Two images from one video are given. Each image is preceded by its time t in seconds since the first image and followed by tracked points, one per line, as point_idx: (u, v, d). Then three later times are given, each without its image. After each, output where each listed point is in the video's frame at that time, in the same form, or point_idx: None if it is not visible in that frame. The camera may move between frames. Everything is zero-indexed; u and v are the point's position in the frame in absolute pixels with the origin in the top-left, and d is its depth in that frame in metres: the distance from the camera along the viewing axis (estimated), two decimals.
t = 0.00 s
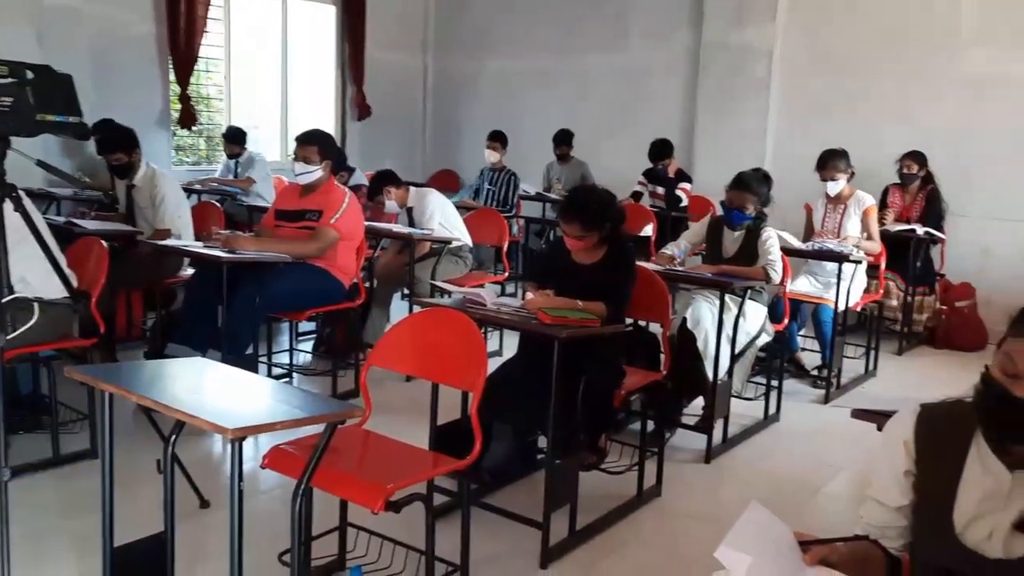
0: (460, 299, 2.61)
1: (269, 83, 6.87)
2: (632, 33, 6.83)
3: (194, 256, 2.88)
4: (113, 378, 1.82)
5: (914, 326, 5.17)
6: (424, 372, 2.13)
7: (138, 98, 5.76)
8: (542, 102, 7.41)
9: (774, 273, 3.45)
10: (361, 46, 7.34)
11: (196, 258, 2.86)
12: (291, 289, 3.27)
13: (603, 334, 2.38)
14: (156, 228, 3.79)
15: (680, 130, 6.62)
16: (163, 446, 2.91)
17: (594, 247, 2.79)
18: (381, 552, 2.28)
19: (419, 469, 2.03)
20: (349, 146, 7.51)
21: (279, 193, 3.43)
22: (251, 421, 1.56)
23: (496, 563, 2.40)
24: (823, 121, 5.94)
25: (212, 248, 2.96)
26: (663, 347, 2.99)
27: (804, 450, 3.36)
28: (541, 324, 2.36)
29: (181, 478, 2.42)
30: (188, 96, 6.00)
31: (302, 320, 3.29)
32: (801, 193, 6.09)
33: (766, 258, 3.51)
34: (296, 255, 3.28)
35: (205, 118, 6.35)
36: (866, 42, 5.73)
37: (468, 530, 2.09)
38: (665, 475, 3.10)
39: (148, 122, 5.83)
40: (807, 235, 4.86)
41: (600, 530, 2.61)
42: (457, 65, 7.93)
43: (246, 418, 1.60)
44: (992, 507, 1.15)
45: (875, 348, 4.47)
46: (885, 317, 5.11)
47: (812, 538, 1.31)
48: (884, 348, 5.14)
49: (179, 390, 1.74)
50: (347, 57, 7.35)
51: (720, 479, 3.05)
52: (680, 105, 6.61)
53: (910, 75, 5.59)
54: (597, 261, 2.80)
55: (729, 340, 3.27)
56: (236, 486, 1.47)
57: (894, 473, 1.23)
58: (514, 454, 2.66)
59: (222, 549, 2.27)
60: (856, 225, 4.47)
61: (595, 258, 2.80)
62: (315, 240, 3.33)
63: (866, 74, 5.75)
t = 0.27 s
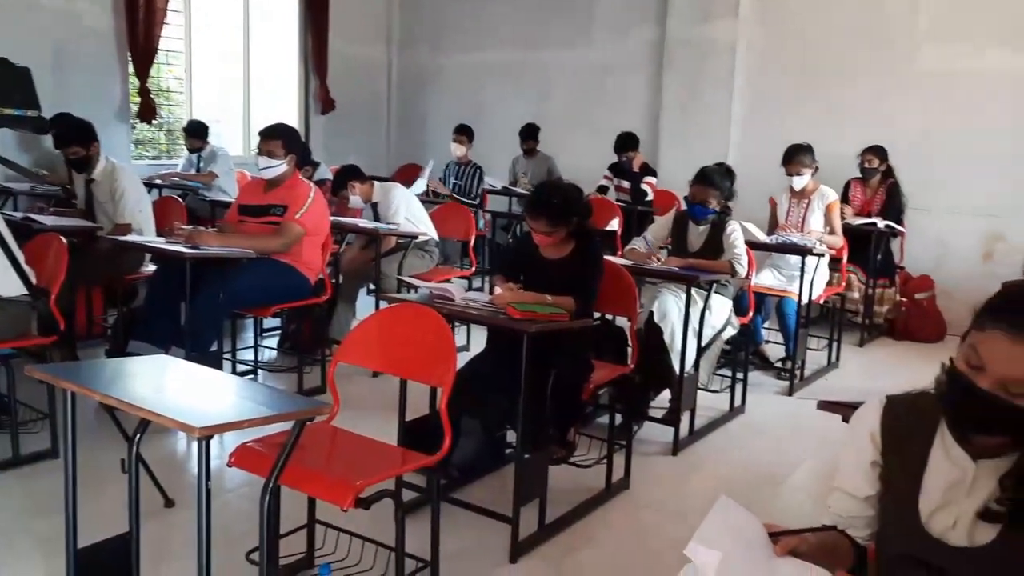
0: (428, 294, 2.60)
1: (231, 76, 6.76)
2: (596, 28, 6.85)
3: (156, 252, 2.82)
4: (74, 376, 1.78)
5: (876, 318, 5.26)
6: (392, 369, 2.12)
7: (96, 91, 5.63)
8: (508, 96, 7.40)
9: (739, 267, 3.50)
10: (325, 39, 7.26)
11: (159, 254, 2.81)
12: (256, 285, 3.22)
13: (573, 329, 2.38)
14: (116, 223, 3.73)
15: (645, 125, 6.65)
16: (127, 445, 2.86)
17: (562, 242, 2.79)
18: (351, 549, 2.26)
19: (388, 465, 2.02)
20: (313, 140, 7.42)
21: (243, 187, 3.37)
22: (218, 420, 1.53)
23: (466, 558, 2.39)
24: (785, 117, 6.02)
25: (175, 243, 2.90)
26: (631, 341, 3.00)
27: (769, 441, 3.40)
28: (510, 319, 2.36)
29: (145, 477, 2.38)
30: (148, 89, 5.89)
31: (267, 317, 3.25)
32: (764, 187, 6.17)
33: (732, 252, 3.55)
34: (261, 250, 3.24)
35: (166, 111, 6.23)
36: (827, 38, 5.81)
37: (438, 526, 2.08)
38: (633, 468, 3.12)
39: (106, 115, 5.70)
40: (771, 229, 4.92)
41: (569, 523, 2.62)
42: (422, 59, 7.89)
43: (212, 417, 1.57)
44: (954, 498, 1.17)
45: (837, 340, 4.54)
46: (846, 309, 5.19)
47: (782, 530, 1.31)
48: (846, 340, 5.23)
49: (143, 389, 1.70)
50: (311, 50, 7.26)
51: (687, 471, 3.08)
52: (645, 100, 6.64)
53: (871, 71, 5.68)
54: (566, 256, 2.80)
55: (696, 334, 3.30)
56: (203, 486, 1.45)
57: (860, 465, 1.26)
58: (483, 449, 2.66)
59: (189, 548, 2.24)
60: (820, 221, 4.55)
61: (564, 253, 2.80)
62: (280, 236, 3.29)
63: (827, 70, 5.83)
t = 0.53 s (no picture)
0: (399, 287, 2.59)
1: (196, 69, 6.66)
2: (565, 21, 6.85)
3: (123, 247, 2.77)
4: (40, 373, 1.75)
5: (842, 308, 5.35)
6: (364, 363, 2.11)
7: (57, 84, 5.51)
8: (477, 89, 7.38)
9: (709, 257, 3.54)
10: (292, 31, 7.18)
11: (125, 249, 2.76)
12: (225, 280, 3.19)
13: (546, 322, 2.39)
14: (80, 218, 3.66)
15: (614, 118, 6.68)
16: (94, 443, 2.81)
17: (532, 235, 2.80)
18: (324, 544, 2.25)
19: (360, 460, 2.01)
20: (281, 133, 7.34)
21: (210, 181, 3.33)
22: (190, 416, 1.51)
23: (440, 551, 2.40)
24: (752, 110, 6.08)
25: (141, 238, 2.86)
26: (602, 333, 3.02)
27: (739, 431, 3.45)
28: (483, 312, 2.36)
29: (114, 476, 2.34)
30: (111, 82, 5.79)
31: (237, 312, 3.21)
32: (731, 180, 6.23)
33: (701, 244, 3.60)
34: (229, 245, 3.20)
35: (129, 104, 6.12)
36: (792, 31, 5.88)
37: (412, 519, 2.08)
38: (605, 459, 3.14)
39: (68, 108, 5.58)
40: (739, 221, 4.97)
41: (542, 515, 2.63)
42: (390, 51, 7.83)
43: (183, 413, 1.55)
44: (923, 484, 1.20)
45: (805, 330, 4.61)
46: (813, 300, 5.27)
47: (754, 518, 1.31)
48: (813, 330, 5.31)
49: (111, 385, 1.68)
50: (278, 42, 7.17)
51: (658, 462, 3.11)
52: (614, 93, 6.66)
53: (835, 65, 5.76)
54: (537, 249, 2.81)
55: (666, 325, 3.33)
56: (176, 483, 1.43)
57: (832, 452, 1.28)
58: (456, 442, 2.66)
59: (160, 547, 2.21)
60: (788, 213, 4.61)
61: (536, 245, 2.81)
62: (249, 230, 3.25)
63: (793, 64, 5.90)
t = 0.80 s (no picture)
0: (368, 279, 2.58)
1: (159, 58, 6.54)
2: (534, 11, 6.84)
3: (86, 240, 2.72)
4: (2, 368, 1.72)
5: (808, 297, 5.43)
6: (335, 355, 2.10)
7: (16, 74, 5.38)
8: (445, 80, 7.35)
9: (680, 246, 3.53)
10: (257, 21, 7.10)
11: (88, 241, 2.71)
12: (191, 273, 3.14)
13: (517, 312, 2.40)
14: (41, 211, 3.57)
15: (583, 109, 6.69)
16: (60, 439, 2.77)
17: (502, 226, 2.80)
18: (296, 537, 2.24)
19: (333, 452, 2.00)
20: (247, 124, 7.25)
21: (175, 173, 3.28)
22: (157, 410, 1.49)
23: (413, 543, 2.40)
24: (719, 101, 6.13)
25: (105, 232, 2.81)
26: (573, 323, 3.04)
27: (708, 419, 3.49)
28: (453, 303, 2.35)
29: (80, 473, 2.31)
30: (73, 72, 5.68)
31: (204, 305, 3.17)
32: (699, 170, 6.28)
33: (671, 233, 3.60)
34: (195, 238, 3.15)
35: (90, 94, 5.99)
36: (757, 23, 5.93)
37: (384, 511, 2.08)
38: (576, 447, 3.17)
39: (27, 99, 5.46)
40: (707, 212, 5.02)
41: (513, 505, 2.64)
42: (356, 41, 7.76)
43: (150, 406, 1.53)
44: (887, 467, 1.22)
45: (772, 319, 4.67)
46: (780, 289, 5.34)
47: (723, 501, 1.26)
48: (780, 319, 5.38)
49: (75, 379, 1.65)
50: (242, 32, 7.08)
51: (629, 450, 3.14)
52: (582, 84, 6.67)
53: (801, 57, 5.82)
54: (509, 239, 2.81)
55: (636, 316, 3.35)
56: (144, 477, 1.41)
57: (800, 437, 1.30)
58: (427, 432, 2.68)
59: (130, 542, 2.18)
60: (755, 203, 4.66)
61: (507, 237, 2.82)
62: (215, 222, 3.21)
63: (760, 56, 5.96)
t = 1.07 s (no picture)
0: (339, 269, 2.57)
1: (121, 46, 6.43)
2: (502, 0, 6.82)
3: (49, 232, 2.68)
4: None
5: (774, 285, 5.51)
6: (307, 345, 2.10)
7: None
8: (413, 69, 7.31)
9: (648, 237, 3.60)
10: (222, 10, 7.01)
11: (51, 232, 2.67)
12: (158, 264, 3.11)
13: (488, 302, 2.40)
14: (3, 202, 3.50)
15: (552, 98, 6.70)
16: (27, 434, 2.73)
17: (474, 215, 2.81)
18: (268, 528, 2.23)
19: (305, 443, 2.00)
20: (213, 114, 7.17)
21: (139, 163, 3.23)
22: (126, 402, 1.48)
23: (386, 532, 2.40)
24: (687, 91, 6.18)
25: (68, 223, 2.77)
26: (544, 312, 3.06)
27: (677, 406, 3.53)
28: (424, 293, 2.35)
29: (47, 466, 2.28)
30: (34, 60, 5.59)
31: (171, 297, 3.13)
32: (668, 160, 6.33)
33: (639, 223, 3.65)
34: (161, 229, 3.12)
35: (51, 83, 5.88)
36: (725, 14, 5.98)
37: (357, 501, 2.08)
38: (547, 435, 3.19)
39: None
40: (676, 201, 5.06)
41: (486, 494, 2.66)
42: (323, 30, 7.68)
43: (119, 398, 1.51)
44: (854, 448, 1.25)
45: (740, 307, 4.73)
46: (747, 277, 5.41)
47: (693, 486, 1.28)
48: (748, 307, 5.46)
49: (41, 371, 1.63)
50: (207, 20, 7.00)
51: (599, 438, 3.17)
52: (551, 74, 6.68)
53: (767, 47, 5.88)
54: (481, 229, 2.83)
55: (606, 305, 3.38)
56: (115, 469, 1.40)
57: (771, 420, 1.32)
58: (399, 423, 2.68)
59: (99, 535, 2.16)
60: (723, 192, 4.71)
61: (479, 225, 2.83)
62: (181, 212, 3.17)
63: (727, 46, 6.01)
